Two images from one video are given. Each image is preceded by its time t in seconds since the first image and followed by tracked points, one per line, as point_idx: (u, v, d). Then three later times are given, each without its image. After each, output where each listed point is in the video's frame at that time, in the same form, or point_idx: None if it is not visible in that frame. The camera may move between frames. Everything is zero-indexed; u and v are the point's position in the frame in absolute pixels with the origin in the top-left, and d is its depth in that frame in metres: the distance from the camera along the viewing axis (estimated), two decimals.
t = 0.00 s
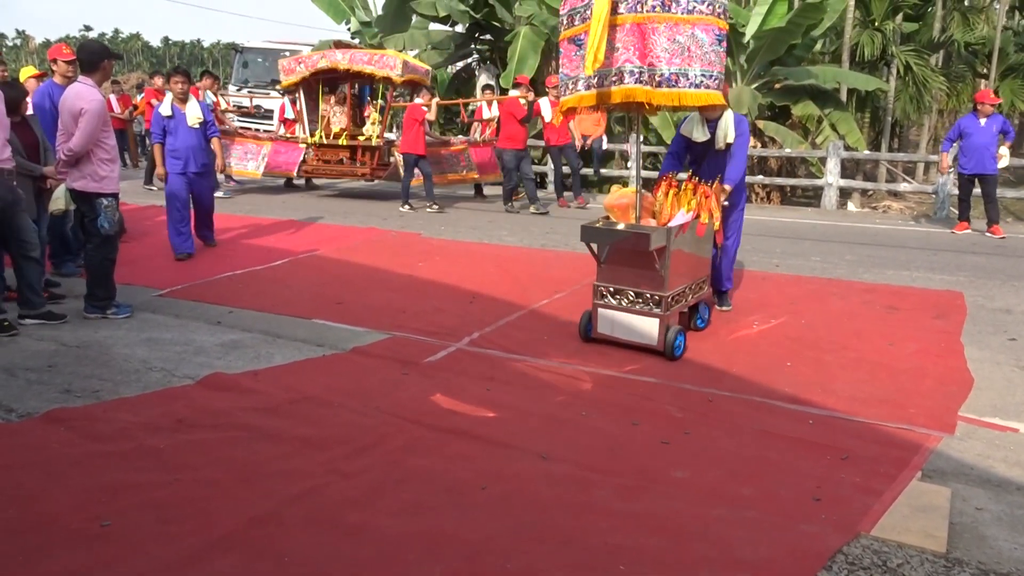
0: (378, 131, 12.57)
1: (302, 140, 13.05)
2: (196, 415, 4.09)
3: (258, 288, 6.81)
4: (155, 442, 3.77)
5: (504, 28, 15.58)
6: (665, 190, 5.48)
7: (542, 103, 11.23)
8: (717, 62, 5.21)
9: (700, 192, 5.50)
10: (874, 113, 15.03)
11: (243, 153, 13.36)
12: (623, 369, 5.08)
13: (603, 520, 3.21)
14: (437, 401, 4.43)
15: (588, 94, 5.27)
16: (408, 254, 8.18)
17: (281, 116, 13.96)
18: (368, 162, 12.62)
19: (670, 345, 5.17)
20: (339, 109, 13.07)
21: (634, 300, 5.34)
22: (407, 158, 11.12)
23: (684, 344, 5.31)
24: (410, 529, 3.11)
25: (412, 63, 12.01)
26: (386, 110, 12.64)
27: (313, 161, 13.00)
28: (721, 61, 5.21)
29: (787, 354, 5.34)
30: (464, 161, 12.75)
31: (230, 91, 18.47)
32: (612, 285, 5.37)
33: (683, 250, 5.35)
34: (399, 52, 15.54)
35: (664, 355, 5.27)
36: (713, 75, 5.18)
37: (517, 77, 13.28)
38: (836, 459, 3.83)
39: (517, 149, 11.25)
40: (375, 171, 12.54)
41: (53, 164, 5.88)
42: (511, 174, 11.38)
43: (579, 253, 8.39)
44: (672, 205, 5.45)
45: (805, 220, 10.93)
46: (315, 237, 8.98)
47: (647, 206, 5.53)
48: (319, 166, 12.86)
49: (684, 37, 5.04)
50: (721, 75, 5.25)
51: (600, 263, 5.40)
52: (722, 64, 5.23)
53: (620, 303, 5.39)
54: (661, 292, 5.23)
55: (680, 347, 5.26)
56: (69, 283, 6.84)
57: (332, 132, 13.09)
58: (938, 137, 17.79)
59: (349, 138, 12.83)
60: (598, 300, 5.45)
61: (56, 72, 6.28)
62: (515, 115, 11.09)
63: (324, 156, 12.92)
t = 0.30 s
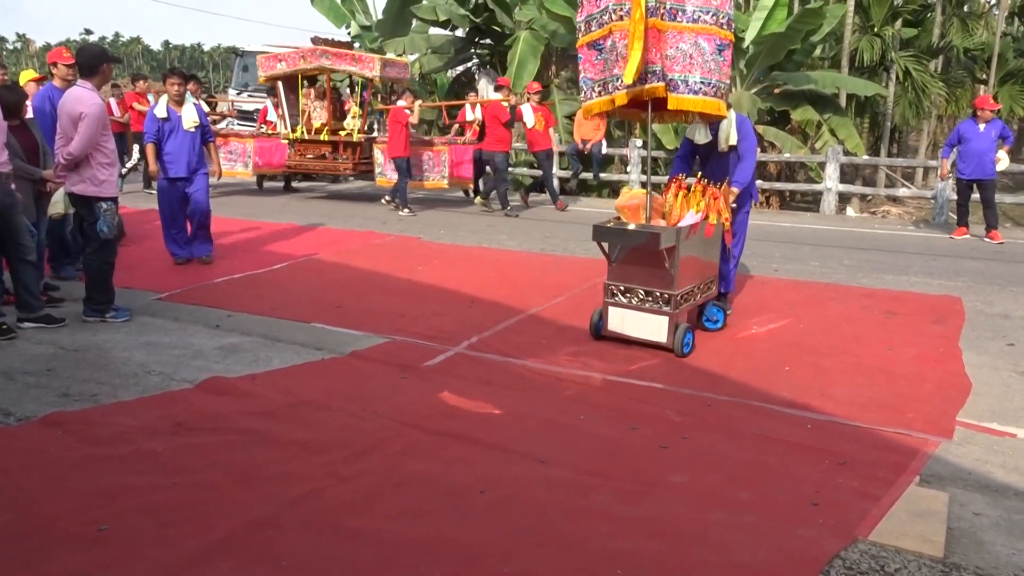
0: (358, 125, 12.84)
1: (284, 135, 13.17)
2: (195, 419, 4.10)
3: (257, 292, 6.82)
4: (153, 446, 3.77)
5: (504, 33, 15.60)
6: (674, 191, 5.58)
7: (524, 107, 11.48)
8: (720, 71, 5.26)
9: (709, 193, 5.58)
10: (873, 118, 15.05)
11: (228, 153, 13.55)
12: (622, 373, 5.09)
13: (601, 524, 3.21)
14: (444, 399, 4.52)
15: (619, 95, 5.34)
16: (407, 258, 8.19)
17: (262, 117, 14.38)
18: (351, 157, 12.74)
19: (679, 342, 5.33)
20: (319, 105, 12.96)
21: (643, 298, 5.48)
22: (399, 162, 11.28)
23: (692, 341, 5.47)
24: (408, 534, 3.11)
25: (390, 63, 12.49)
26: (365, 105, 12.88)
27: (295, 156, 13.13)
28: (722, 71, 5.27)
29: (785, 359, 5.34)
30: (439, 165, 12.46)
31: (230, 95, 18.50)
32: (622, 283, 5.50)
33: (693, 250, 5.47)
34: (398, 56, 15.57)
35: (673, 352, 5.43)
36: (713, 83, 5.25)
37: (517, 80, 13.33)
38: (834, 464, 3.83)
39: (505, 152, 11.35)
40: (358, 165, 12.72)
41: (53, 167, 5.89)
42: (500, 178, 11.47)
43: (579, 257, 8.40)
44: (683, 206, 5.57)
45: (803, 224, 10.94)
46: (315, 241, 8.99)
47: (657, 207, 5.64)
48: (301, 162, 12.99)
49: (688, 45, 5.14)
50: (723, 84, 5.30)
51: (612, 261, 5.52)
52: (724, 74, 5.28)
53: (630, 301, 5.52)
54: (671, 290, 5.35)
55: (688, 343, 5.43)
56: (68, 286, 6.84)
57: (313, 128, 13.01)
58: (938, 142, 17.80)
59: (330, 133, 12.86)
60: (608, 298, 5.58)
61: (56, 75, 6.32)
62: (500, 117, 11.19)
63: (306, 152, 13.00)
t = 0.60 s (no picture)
0: (339, 139, 12.87)
1: (266, 152, 13.20)
2: (192, 423, 4.09)
3: (254, 296, 6.81)
4: (151, 450, 3.76)
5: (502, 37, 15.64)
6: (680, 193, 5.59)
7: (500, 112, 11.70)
8: (718, 79, 5.40)
9: (714, 195, 5.63)
10: (871, 122, 15.07)
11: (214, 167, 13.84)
12: (619, 377, 5.09)
13: (599, 528, 3.21)
14: (448, 395, 4.63)
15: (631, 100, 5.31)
16: (404, 262, 8.19)
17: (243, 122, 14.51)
18: (333, 172, 12.75)
19: (684, 341, 5.39)
20: (299, 121, 13.14)
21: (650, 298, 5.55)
22: (373, 164, 11.45)
23: (698, 340, 5.54)
24: (405, 537, 3.11)
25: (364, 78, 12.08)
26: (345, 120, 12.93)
27: (279, 172, 13.18)
28: (720, 79, 5.41)
29: (782, 362, 5.35)
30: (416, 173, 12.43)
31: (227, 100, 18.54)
32: (629, 283, 5.56)
33: (699, 251, 5.53)
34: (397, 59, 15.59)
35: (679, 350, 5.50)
36: (709, 90, 5.36)
37: (514, 83, 13.38)
38: (831, 468, 3.83)
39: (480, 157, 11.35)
40: (341, 179, 12.74)
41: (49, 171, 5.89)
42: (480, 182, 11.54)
43: (577, 260, 8.40)
44: (688, 207, 5.58)
45: (800, 228, 10.95)
46: (311, 245, 8.99)
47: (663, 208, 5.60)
48: (285, 177, 13.04)
49: (692, 51, 5.23)
50: (720, 91, 5.43)
51: (618, 262, 5.58)
52: (721, 82, 5.42)
53: (637, 300, 5.59)
54: (677, 289, 5.42)
55: (693, 342, 5.50)
56: (66, 290, 6.83)
57: (294, 144, 13.14)
58: (935, 145, 17.84)
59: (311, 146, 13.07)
60: (615, 298, 5.65)
61: (54, 80, 6.33)
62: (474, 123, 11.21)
63: (289, 167, 13.03)
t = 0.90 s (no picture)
0: (315, 134, 13.16)
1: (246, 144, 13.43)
2: (189, 428, 4.09)
3: (250, 301, 6.80)
4: (148, 455, 3.76)
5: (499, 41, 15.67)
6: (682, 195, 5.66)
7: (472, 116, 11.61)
8: (722, 82, 5.45)
9: (717, 197, 5.72)
10: (866, 125, 15.12)
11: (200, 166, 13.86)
12: (617, 381, 5.09)
13: (597, 532, 3.21)
14: (451, 396, 4.68)
15: (643, 102, 5.33)
16: (402, 266, 8.20)
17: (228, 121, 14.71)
18: (309, 165, 13.09)
19: (690, 340, 5.46)
20: (276, 115, 13.25)
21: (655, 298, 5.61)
22: (349, 168, 11.46)
23: (702, 339, 5.60)
24: (402, 542, 3.10)
25: (339, 75, 12.59)
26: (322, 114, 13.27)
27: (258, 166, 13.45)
28: (724, 83, 5.45)
29: (779, 365, 5.36)
30: (391, 174, 12.54)
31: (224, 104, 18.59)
32: (634, 283, 5.63)
33: (703, 251, 5.61)
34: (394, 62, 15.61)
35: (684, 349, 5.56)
36: (713, 93, 5.41)
37: (510, 88, 13.41)
38: (829, 471, 3.84)
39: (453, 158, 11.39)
40: (316, 173, 13.11)
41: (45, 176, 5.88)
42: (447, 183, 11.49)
43: (574, 264, 8.41)
44: (691, 208, 5.66)
45: (795, 230, 10.97)
46: (309, 249, 9.00)
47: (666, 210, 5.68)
48: (265, 170, 13.33)
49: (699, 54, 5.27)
50: (724, 95, 5.47)
51: (622, 263, 5.63)
52: (725, 86, 5.46)
53: (643, 301, 5.65)
54: (682, 290, 5.49)
55: (699, 341, 5.56)
56: (63, 295, 6.83)
57: (271, 137, 13.31)
58: (930, 148, 17.90)
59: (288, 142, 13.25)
60: (620, 299, 5.71)
61: (50, 84, 6.33)
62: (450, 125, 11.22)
63: (267, 160, 13.34)
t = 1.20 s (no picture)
0: (290, 146, 13.40)
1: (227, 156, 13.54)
2: (186, 432, 4.08)
3: (248, 304, 6.80)
4: (145, 459, 3.75)
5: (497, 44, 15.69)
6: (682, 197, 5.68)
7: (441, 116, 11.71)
8: (727, 84, 5.43)
9: (717, 199, 5.75)
10: (862, 128, 15.16)
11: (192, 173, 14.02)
12: (614, 384, 5.09)
13: (595, 535, 3.21)
14: (449, 399, 4.67)
15: (641, 106, 5.35)
16: (399, 269, 8.20)
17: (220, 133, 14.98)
18: (284, 177, 13.13)
19: (692, 341, 5.48)
20: (256, 129, 13.59)
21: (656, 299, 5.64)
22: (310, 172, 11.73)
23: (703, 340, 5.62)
24: (400, 546, 3.10)
25: (310, 84, 12.82)
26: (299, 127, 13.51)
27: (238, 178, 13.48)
28: (729, 85, 5.44)
29: (776, 368, 5.36)
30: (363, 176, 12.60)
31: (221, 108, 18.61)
32: (635, 285, 5.65)
33: (703, 253, 5.66)
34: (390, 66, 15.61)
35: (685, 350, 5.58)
36: (719, 97, 5.40)
37: (507, 92, 13.42)
38: (826, 473, 3.84)
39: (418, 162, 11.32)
40: (292, 184, 13.12)
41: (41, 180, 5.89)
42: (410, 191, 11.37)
43: (571, 267, 8.42)
44: (691, 210, 5.67)
45: (792, 234, 10.98)
46: (306, 252, 8.99)
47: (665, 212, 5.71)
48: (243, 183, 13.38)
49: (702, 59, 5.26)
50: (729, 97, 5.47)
51: (623, 265, 5.66)
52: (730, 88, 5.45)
53: (644, 302, 5.68)
54: (684, 291, 5.52)
55: (700, 342, 5.58)
56: (59, 300, 6.82)
57: (251, 151, 13.56)
58: (926, 151, 17.94)
59: (265, 155, 13.45)
60: (621, 300, 5.73)
61: (46, 87, 6.33)
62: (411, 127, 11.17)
63: (247, 174, 13.41)
